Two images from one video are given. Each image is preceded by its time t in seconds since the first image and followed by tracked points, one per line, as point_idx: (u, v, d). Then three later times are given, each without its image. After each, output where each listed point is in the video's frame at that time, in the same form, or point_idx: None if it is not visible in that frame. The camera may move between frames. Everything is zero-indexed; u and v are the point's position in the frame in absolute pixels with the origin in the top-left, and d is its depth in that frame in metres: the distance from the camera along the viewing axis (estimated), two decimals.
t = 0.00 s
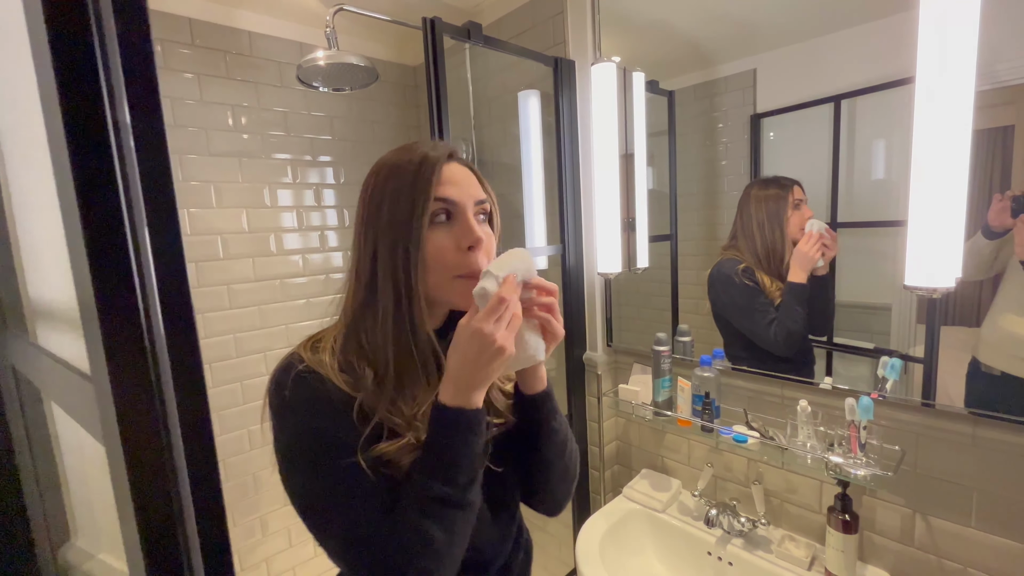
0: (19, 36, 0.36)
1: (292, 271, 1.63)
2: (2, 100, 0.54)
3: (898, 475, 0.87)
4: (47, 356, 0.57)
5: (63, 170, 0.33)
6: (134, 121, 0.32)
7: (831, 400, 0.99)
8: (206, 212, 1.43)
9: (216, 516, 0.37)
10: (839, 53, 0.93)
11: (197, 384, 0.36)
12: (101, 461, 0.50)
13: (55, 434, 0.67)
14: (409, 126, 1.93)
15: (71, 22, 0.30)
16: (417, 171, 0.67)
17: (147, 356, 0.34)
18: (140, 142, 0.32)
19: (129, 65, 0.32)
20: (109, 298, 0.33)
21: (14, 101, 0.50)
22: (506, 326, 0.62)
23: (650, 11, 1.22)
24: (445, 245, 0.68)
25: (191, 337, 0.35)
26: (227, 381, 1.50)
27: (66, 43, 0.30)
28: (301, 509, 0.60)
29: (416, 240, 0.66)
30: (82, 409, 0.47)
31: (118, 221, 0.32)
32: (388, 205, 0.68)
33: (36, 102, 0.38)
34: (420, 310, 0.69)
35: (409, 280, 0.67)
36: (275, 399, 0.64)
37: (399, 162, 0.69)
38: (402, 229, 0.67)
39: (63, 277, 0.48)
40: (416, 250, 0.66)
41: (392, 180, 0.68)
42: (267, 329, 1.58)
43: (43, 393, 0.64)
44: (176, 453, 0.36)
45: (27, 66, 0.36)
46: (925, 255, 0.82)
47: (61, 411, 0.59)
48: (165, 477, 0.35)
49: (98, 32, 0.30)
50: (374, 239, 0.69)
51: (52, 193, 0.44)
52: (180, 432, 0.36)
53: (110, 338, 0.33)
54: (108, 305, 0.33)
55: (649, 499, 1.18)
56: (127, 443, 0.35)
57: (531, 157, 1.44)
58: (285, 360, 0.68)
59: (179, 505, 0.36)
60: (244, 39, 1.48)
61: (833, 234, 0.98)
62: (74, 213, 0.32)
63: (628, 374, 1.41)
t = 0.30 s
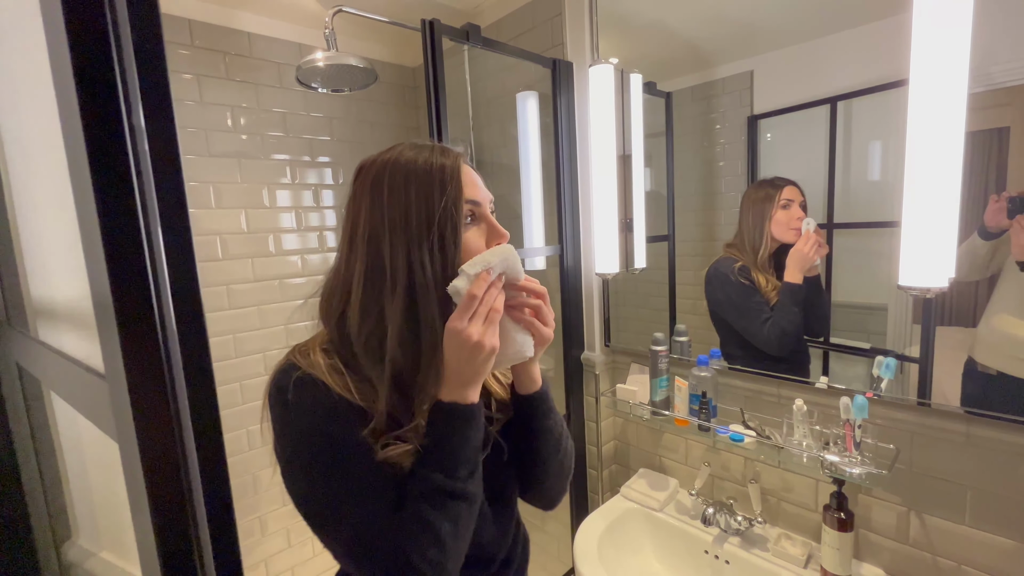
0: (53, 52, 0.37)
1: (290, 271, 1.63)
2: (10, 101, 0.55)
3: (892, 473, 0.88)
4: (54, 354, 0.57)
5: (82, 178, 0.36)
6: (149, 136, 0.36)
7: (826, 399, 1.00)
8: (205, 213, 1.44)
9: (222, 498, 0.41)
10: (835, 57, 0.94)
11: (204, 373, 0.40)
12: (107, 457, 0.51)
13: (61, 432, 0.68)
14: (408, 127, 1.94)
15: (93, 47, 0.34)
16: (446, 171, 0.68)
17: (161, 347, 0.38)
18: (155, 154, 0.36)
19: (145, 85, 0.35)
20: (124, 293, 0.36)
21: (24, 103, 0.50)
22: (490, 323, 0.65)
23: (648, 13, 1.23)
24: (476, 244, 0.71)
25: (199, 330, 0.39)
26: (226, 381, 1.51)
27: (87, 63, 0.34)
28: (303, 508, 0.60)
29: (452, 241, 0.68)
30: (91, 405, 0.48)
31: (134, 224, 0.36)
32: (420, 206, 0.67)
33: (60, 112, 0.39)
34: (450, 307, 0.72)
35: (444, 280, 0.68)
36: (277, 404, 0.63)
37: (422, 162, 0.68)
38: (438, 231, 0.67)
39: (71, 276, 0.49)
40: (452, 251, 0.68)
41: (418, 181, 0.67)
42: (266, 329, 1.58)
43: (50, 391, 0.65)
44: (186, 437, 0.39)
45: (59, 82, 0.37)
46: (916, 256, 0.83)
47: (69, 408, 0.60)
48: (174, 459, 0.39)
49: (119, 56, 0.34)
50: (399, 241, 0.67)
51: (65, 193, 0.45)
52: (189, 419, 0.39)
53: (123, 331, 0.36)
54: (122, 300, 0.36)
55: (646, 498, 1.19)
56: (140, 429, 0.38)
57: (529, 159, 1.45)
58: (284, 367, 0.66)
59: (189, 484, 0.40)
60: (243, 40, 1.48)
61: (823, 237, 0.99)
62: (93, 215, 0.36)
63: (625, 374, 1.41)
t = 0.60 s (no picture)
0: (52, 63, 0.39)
1: (287, 271, 1.63)
2: (6, 102, 0.55)
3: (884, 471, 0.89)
4: (51, 352, 0.57)
5: (77, 179, 0.39)
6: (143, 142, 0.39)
7: (819, 398, 1.01)
8: (201, 213, 1.44)
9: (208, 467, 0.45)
10: (829, 59, 0.95)
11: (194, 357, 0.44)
12: (103, 454, 0.51)
13: (57, 430, 0.68)
14: (405, 127, 1.94)
15: (88, 61, 0.37)
16: (377, 170, 0.69)
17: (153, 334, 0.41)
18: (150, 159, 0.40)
19: (140, 97, 0.39)
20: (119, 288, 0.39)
21: (21, 103, 0.51)
22: (482, 399, 0.49)
23: (644, 14, 1.24)
24: (412, 243, 0.70)
25: (190, 320, 0.43)
26: (223, 381, 1.51)
27: (87, 77, 0.37)
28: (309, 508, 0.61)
29: (379, 239, 0.68)
30: (88, 402, 0.49)
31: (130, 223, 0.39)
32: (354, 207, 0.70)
33: (58, 116, 0.40)
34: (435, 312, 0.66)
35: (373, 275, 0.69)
36: (289, 405, 0.64)
37: (360, 163, 0.71)
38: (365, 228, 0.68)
39: (67, 274, 0.49)
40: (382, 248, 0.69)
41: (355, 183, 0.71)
42: (264, 329, 1.58)
43: (47, 389, 0.65)
44: (177, 418, 0.43)
45: (59, 88, 0.39)
46: (910, 256, 0.83)
47: (65, 406, 0.60)
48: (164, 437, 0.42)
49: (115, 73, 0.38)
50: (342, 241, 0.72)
51: (61, 192, 0.45)
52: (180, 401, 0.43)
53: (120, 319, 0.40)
54: (116, 295, 0.40)
55: (641, 496, 1.20)
56: (133, 411, 0.42)
57: (526, 160, 1.46)
58: (294, 365, 0.68)
59: (181, 462, 0.43)
60: (240, 41, 1.48)
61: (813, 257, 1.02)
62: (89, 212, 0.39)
63: (621, 373, 1.42)
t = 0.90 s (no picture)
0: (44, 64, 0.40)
1: (284, 271, 1.63)
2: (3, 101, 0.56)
3: (872, 467, 0.90)
4: (47, 348, 0.58)
5: (70, 182, 0.40)
6: (133, 142, 0.40)
7: (810, 396, 1.02)
8: (198, 212, 1.44)
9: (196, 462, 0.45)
10: (823, 60, 0.96)
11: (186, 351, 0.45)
12: (99, 450, 0.52)
13: (55, 426, 0.68)
14: (402, 127, 1.94)
15: (79, 65, 0.38)
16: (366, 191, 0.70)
17: (142, 331, 0.42)
18: (140, 158, 0.40)
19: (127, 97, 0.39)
20: (110, 288, 0.40)
21: (18, 103, 0.51)
22: (479, 423, 0.50)
23: (640, 15, 1.24)
24: (403, 261, 0.72)
25: (179, 318, 0.43)
26: (220, 380, 1.51)
27: (77, 80, 0.38)
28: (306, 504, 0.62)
29: (370, 260, 0.71)
30: (85, 398, 0.49)
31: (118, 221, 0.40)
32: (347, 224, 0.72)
33: (55, 120, 0.41)
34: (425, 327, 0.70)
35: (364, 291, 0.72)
36: (294, 399, 0.65)
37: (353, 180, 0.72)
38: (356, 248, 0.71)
39: (65, 272, 0.50)
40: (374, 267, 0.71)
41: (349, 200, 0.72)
42: (260, 328, 1.59)
43: (45, 386, 0.66)
44: (167, 410, 0.44)
45: (55, 93, 0.40)
46: (897, 257, 0.85)
47: (62, 403, 0.60)
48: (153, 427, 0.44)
49: (104, 77, 0.39)
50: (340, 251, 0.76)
51: (58, 190, 0.46)
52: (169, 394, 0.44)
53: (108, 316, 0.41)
54: (107, 293, 0.41)
55: (635, 494, 1.21)
56: (128, 402, 0.43)
57: (520, 160, 1.47)
58: (308, 351, 0.70)
59: (171, 449, 0.44)
60: (237, 41, 1.49)
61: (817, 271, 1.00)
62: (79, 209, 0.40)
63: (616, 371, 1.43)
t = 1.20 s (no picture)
0: (54, 67, 0.42)
1: (285, 269, 1.64)
2: (7, 99, 0.56)
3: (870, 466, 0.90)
4: (52, 343, 0.59)
5: (80, 183, 0.42)
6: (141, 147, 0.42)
7: (807, 394, 1.03)
8: (199, 210, 1.45)
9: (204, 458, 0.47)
10: (822, 60, 0.96)
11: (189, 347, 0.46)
12: (103, 445, 0.53)
13: (59, 422, 0.69)
14: (402, 125, 1.95)
15: (90, 71, 0.40)
16: (392, 177, 0.67)
17: (150, 328, 0.44)
18: (148, 164, 0.43)
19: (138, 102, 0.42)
20: (121, 285, 0.42)
21: (22, 101, 0.51)
22: (483, 428, 0.51)
23: (639, 14, 1.25)
24: (430, 250, 0.70)
25: (184, 313, 0.45)
26: (221, 377, 1.52)
27: (89, 85, 0.40)
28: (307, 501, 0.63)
29: (399, 248, 0.67)
30: (89, 393, 0.50)
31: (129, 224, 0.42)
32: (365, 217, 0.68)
33: (63, 120, 0.42)
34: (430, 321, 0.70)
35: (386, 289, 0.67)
36: (302, 398, 0.65)
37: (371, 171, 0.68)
38: (380, 242, 0.67)
39: (69, 269, 0.50)
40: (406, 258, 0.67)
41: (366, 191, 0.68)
42: (261, 325, 1.60)
43: (49, 382, 0.66)
44: (173, 399, 0.45)
45: (64, 97, 0.41)
46: (894, 256, 0.85)
47: (66, 397, 0.61)
48: (164, 426, 0.45)
49: (117, 85, 0.41)
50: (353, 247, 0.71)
51: (62, 187, 0.46)
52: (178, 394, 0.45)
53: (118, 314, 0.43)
54: (116, 289, 0.42)
55: (633, 491, 1.21)
56: (135, 400, 0.44)
57: (519, 159, 1.47)
58: (313, 348, 0.70)
59: (176, 437, 0.46)
60: (237, 39, 1.49)
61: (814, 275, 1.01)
62: (89, 211, 0.42)
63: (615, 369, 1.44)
